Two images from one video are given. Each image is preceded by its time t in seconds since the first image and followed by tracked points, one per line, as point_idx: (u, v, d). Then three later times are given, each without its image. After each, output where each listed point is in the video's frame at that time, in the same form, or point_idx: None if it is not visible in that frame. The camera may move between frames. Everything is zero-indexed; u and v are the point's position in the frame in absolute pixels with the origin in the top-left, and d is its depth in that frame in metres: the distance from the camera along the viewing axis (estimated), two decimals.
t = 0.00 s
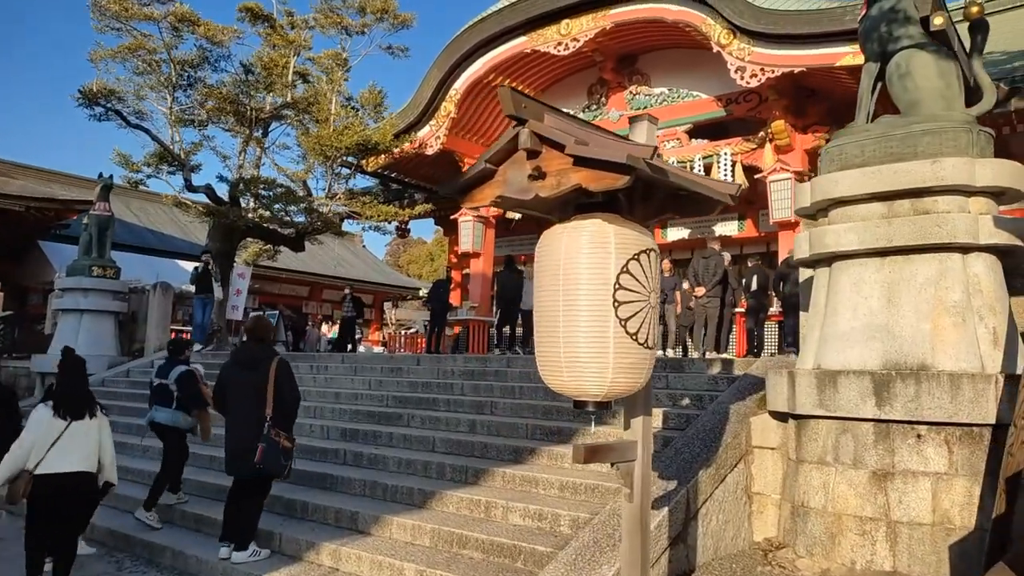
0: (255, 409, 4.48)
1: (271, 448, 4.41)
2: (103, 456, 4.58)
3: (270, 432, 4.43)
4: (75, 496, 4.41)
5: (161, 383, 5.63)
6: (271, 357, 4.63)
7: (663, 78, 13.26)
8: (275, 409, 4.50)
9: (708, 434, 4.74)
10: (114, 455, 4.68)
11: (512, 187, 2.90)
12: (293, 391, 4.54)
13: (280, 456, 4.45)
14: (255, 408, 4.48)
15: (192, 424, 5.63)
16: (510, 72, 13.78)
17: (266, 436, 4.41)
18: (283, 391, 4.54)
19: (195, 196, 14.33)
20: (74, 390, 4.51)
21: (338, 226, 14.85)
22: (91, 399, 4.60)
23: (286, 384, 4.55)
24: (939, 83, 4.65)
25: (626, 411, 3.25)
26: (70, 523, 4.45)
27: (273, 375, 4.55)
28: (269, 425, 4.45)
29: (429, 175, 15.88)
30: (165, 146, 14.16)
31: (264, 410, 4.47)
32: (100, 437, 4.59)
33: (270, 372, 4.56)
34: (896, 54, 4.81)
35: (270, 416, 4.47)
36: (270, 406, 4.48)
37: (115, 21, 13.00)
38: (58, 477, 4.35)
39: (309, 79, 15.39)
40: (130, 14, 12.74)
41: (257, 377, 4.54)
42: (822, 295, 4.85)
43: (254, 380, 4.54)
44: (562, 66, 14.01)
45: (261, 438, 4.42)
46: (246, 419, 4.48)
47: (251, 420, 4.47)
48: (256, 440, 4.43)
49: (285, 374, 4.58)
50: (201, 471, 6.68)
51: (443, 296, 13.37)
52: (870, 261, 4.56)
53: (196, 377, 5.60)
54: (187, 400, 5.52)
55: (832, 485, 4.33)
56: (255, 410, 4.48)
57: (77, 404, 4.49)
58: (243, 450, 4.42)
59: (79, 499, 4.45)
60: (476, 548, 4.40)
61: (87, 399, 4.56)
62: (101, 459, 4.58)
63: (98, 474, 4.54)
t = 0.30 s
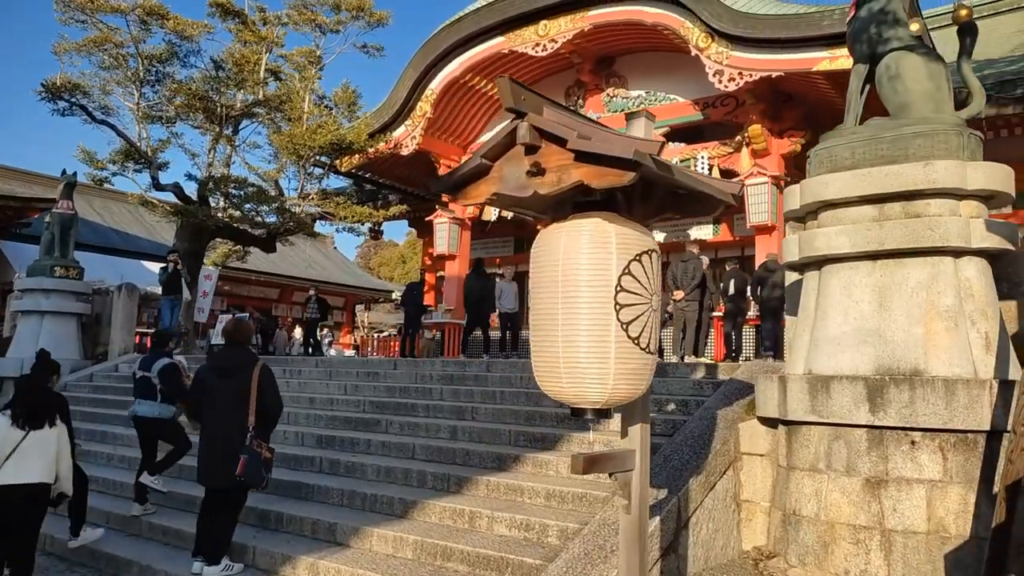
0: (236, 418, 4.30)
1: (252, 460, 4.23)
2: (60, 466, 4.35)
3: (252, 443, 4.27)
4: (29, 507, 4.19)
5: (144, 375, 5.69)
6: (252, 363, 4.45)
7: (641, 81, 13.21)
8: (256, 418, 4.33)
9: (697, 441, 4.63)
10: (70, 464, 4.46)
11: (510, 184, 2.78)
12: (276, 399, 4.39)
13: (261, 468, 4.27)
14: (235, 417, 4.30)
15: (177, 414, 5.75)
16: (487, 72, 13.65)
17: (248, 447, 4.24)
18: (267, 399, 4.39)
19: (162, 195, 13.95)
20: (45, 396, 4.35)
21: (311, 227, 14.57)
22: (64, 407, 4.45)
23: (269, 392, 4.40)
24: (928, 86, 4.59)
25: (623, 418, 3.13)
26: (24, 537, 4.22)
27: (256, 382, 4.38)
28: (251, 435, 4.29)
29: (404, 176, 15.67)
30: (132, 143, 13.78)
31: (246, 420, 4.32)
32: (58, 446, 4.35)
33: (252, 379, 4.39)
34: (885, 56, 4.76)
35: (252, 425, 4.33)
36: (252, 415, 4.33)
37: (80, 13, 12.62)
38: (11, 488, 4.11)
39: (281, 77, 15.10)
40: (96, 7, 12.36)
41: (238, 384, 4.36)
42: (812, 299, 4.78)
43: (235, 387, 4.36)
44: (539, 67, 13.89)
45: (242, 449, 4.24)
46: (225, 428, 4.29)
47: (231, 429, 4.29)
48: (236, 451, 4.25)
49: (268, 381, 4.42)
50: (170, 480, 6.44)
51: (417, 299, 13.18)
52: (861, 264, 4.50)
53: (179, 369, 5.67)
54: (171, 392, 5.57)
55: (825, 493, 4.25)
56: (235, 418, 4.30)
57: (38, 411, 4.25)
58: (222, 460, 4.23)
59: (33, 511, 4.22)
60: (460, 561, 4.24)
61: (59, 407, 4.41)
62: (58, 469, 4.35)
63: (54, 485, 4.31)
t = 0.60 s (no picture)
0: (209, 423, 4.08)
1: (223, 469, 4.00)
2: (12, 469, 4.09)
3: (225, 450, 4.05)
4: None
5: (130, 378, 5.48)
6: (230, 367, 4.25)
7: (619, 82, 13.13)
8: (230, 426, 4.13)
9: (688, 446, 4.50)
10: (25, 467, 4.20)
11: (506, 175, 2.61)
12: (254, 406, 4.20)
13: (232, 478, 4.05)
14: (209, 423, 4.09)
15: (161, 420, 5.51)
16: (464, 71, 13.48)
17: (220, 455, 4.02)
18: (244, 406, 4.19)
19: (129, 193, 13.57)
20: (26, 403, 4.68)
21: (284, 227, 14.28)
22: (46, 412, 4.71)
23: (247, 398, 4.21)
24: (922, 84, 4.52)
25: (622, 423, 2.98)
26: None
27: (233, 387, 4.19)
28: (224, 442, 4.08)
29: (379, 176, 15.43)
30: (97, 139, 13.37)
31: (221, 426, 4.11)
32: (10, 447, 4.10)
33: (229, 385, 4.19)
34: (877, 54, 4.68)
35: (226, 432, 4.12)
36: (226, 422, 4.12)
37: (43, 4, 12.21)
38: None
39: (253, 73, 14.79)
40: None
41: (214, 389, 4.15)
42: (804, 300, 4.68)
43: (211, 391, 4.15)
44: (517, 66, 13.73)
45: (213, 457, 4.02)
46: (197, 433, 4.06)
47: (203, 435, 4.07)
48: (207, 459, 4.02)
49: (246, 387, 4.23)
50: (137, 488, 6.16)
51: (393, 300, 12.95)
52: (855, 265, 4.41)
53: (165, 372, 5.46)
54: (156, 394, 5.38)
55: (820, 500, 4.15)
56: (209, 424, 4.08)
57: None
58: (192, 468, 3.99)
59: None
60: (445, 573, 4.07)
61: (40, 412, 4.69)
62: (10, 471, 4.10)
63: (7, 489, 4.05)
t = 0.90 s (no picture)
0: (184, 431, 3.86)
1: (204, 479, 3.83)
2: None
3: (204, 459, 3.87)
4: None
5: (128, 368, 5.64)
6: (207, 372, 4.03)
7: (602, 81, 13.00)
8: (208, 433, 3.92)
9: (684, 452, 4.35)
10: None
11: (508, 169, 2.42)
12: (233, 411, 4.00)
13: (212, 488, 3.87)
14: (184, 431, 3.87)
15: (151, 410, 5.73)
16: (445, 70, 13.29)
17: (199, 464, 3.84)
18: (222, 413, 3.98)
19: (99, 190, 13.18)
20: (36, 402, 4.53)
21: (259, 226, 13.97)
22: (52, 415, 4.56)
23: (225, 404, 4.00)
24: (921, 83, 4.42)
25: (627, 430, 2.84)
26: None
27: (211, 393, 3.97)
28: (203, 451, 3.89)
29: (357, 175, 15.17)
30: (66, 134, 12.98)
31: (198, 435, 3.90)
32: None
33: (206, 390, 3.98)
34: (875, 52, 4.58)
35: (204, 439, 3.91)
36: (205, 429, 3.91)
37: None
38: None
39: (227, 69, 14.47)
40: None
41: (190, 394, 3.94)
42: (802, 302, 4.57)
43: (186, 398, 3.92)
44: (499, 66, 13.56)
45: (191, 467, 3.83)
46: (171, 442, 3.84)
47: (178, 444, 3.85)
48: (183, 468, 3.82)
49: (223, 393, 4.01)
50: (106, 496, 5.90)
51: (371, 301, 12.72)
52: (855, 266, 4.30)
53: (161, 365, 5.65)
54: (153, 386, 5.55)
55: (821, 507, 4.04)
56: (185, 432, 3.86)
57: None
58: (168, 479, 3.78)
59: None
60: None
61: (47, 413, 4.53)
62: None
63: None
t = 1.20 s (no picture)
0: (166, 438, 3.67)
1: (186, 487, 3.64)
2: None
3: (186, 466, 3.67)
4: None
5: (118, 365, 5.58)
6: (190, 374, 3.82)
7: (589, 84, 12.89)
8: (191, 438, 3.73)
9: (685, 459, 4.22)
10: None
11: (522, 161, 2.29)
12: (217, 416, 3.81)
13: (196, 496, 3.70)
14: (167, 436, 3.67)
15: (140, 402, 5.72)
16: (429, 70, 13.12)
17: (181, 472, 3.64)
18: (203, 418, 3.79)
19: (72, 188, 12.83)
20: (29, 389, 4.59)
21: (238, 226, 13.68)
22: (48, 402, 4.59)
23: (209, 409, 3.80)
24: (927, 83, 4.34)
25: (641, 439, 2.75)
26: None
27: (194, 398, 3.78)
28: (186, 458, 3.69)
29: (337, 175, 14.93)
30: (38, 130, 12.62)
31: (181, 441, 3.70)
32: None
33: (188, 394, 3.77)
34: (879, 52, 4.49)
35: (187, 446, 3.72)
36: (187, 434, 3.72)
37: None
38: None
39: (205, 67, 14.19)
40: None
41: (172, 399, 3.73)
42: (805, 306, 4.46)
43: (168, 402, 3.72)
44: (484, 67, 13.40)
45: (174, 474, 3.64)
46: (153, 448, 3.63)
47: (160, 450, 3.64)
48: (165, 476, 3.62)
49: (207, 398, 3.82)
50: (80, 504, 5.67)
51: (351, 304, 12.48)
52: (860, 270, 4.20)
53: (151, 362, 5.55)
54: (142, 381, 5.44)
55: (826, 516, 3.92)
56: (165, 441, 3.66)
57: None
58: (149, 487, 3.57)
59: None
60: None
61: (41, 399, 4.57)
62: None
63: None
